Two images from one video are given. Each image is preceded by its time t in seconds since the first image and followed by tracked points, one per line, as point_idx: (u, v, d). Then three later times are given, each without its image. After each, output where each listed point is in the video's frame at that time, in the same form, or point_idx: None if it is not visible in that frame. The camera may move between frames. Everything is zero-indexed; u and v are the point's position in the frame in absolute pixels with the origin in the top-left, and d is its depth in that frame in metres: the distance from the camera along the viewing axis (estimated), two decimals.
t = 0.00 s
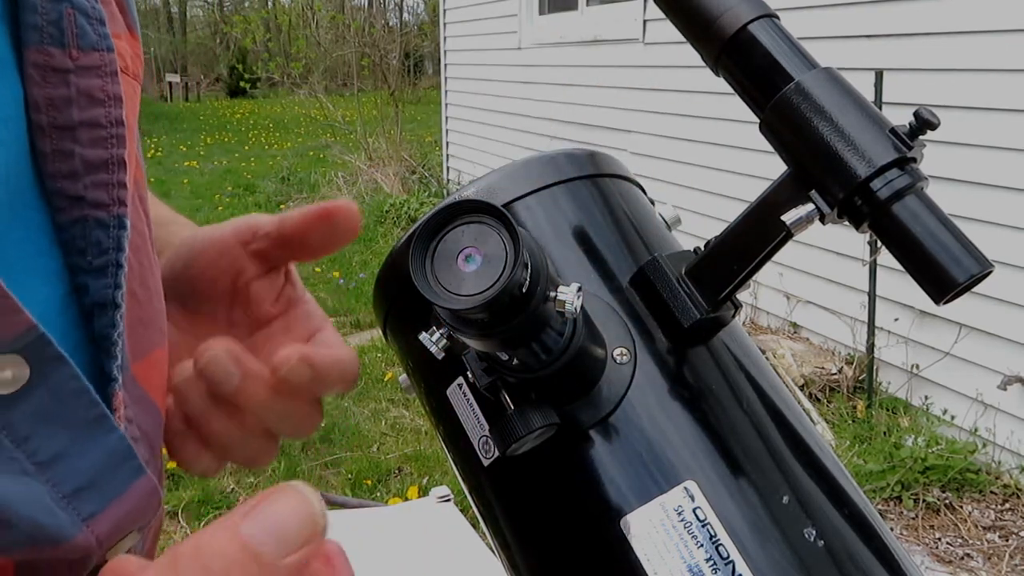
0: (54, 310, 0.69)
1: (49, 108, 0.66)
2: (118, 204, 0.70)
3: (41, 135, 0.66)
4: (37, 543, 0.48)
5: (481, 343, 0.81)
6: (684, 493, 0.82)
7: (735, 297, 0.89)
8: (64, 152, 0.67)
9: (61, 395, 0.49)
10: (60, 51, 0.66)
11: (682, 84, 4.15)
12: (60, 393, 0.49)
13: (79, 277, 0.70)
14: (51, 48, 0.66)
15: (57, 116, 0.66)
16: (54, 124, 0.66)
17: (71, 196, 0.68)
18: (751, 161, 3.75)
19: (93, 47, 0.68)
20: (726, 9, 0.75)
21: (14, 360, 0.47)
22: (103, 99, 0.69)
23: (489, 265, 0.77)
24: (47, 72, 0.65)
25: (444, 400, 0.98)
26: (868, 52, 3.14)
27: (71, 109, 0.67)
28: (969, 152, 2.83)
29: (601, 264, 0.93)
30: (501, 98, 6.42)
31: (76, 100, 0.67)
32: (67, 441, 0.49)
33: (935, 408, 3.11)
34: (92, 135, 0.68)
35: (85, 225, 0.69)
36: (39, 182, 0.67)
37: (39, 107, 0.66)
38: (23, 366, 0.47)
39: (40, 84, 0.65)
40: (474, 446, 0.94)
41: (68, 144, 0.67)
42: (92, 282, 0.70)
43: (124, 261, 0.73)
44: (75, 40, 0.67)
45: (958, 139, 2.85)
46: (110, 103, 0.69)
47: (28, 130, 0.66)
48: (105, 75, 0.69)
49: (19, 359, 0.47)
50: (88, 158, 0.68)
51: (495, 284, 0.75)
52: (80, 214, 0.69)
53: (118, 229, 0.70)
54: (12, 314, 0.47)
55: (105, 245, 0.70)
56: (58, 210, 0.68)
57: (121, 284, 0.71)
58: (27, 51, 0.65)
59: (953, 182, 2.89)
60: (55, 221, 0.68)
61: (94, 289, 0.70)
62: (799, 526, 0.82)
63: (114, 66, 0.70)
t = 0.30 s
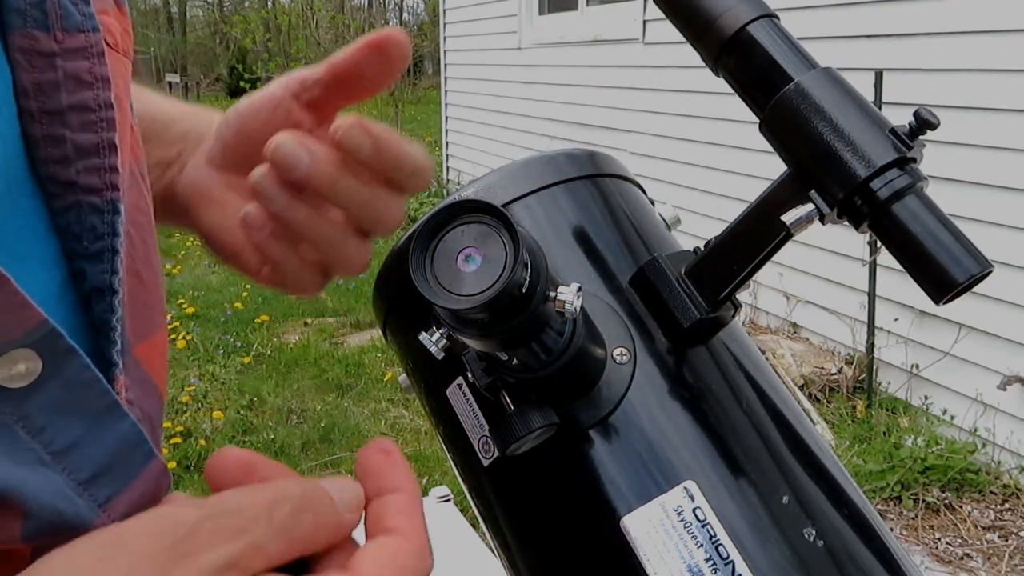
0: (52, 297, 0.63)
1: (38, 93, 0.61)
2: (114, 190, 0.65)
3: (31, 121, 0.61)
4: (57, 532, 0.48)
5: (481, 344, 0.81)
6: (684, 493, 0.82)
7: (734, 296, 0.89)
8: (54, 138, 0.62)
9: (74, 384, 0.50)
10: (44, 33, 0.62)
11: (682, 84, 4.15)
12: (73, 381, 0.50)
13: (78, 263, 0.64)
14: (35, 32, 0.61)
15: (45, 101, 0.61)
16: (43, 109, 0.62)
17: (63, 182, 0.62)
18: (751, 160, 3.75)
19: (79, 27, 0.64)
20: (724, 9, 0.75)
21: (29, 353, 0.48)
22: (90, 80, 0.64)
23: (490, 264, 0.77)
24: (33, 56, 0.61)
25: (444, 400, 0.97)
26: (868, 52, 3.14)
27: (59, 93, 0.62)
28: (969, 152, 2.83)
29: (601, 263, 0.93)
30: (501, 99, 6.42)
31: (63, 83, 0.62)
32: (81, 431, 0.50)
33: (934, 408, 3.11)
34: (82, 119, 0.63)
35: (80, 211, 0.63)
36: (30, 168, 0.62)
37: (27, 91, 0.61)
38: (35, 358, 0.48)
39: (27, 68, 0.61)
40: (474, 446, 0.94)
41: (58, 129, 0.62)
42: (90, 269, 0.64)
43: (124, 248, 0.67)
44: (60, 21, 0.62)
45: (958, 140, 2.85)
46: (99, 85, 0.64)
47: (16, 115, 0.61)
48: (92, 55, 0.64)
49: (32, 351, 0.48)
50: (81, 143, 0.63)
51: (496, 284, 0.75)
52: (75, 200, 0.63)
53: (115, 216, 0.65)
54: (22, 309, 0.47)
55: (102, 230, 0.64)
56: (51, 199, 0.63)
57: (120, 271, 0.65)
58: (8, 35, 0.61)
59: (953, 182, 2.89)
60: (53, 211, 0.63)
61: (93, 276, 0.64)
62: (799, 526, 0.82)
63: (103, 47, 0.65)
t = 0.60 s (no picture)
0: (28, 263, 0.79)
1: (11, 82, 0.74)
2: (90, 181, 0.78)
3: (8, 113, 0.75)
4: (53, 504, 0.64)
5: (481, 344, 0.81)
6: (683, 493, 0.82)
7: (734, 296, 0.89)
8: (30, 128, 0.75)
9: (77, 374, 0.66)
10: (14, 19, 0.73)
11: (682, 84, 4.14)
12: (75, 373, 0.66)
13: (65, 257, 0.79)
14: (3, 18, 0.72)
15: (18, 90, 0.75)
16: (17, 98, 0.75)
17: (43, 173, 0.77)
18: (751, 160, 3.75)
19: (48, 11, 0.74)
20: (723, 10, 0.75)
21: (31, 348, 0.63)
22: (64, 67, 0.76)
23: (490, 265, 0.77)
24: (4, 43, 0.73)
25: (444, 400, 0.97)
26: (867, 52, 3.14)
27: (31, 82, 0.75)
28: (968, 152, 2.83)
29: (601, 264, 0.94)
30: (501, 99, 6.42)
31: (35, 71, 0.75)
32: (85, 420, 0.67)
33: (934, 408, 3.12)
34: (56, 108, 0.76)
35: (62, 202, 0.78)
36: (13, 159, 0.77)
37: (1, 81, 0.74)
38: (39, 351, 0.63)
39: None
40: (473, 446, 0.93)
41: (33, 118, 0.75)
42: (75, 263, 0.79)
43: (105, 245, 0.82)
44: (27, 6, 0.73)
45: (957, 140, 2.85)
46: (72, 71, 0.76)
47: None
48: (64, 41, 0.76)
49: (36, 345, 0.63)
50: (54, 133, 0.76)
51: (495, 284, 0.75)
52: (56, 191, 0.77)
53: (93, 209, 0.78)
54: (26, 302, 0.62)
55: (82, 225, 0.79)
56: (37, 187, 0.77)
57: (102, 266, 0.80)
58: None
59: (953, 182, 2.89)
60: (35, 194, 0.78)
61: (79, 269, 0.80)
62: (798, 526, 0.82)
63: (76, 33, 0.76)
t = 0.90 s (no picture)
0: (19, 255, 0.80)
1: None
2: (75, 175, 0.80)
3: None
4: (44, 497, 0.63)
5: (482, 344, 0.81)
6: (683, 493, 0.82)
7: (734, 295, 0.90)
8: (15, 121, 0.78)
9: (74, 378, 0.67)
10: None
11: (682, 84, 4.14)
12: (71, 377, 0.66)
13: (52, 254, 0.81)
14: None
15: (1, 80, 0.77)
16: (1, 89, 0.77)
17: (29, 167, 0.79)
18: (751, 161, 3.75)
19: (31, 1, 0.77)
20: (722, 11, 0.76)
21: (27, 354, 0.63)
22: (48, 56, 0.78)
23: (489, 267, 0.77)
24: None
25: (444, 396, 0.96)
26: (867, 52, 3.14)
27: (14, 72, 0.77)
28: (967, 152, 2.83)
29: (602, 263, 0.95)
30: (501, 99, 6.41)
31: (17, 61, 0.77)
32: (83, 424, 0.68)
33: (934, 408, 3.12)
34: (41, 100, 0.78)
35: (48, 196, 0.80)
36: None
37: None
38: (33, 357, 0.64)
39: None
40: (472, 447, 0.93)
41: (18, 111, 0.77)
42: (62, 259, 0.81)
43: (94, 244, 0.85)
44: None
45: (956, 139, 2.85)
46: (55, 61, 0.79)
47: None
48: (46, 29, 0.78)
49: (30, 350, 0.64)
50: (39, 126, 0.78)
51: (492, 286, 0.75)
52: (42, 184, 0.80)
53: (80, 204, 0.81)
54: (18, 309, 0.62)
55: (69, 221, 0.80)
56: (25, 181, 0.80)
57: (89, 263, 0.82)
58: None
59: (953, 182, 2.89)
60: (22, 189, 0.80)
61: (67, 266, 0.82)
62: (797, 526, 0.82)
63: (58, 21, 0.79)
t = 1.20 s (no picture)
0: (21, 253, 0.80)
1: None
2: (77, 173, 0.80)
3: None
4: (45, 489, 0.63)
5: (481, 344, 0.81)
6: (683, 493, 0.82)
7: (734, 296, 0.91)
8: (16, 117, 0.77)
9: (78, 374, 0.67)
10: None
11: (682, 84, 4.14)
12: (76, 373, 0.67)
13: (55, 252, 0.81)
14: None
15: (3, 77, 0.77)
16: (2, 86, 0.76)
17: (30, 164, 0.79)
18: (751, 161, 3.75)
19: None
20: (722, 11, 0.76)
21: (31, 350, 0.63)
22: (48, 53, 0.79)
23: (489, 266, 0.77)
24: None
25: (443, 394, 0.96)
26: (867, 52, 3.14)
27: (15, 69, 0.77)
28: (967, 152, 2.83)
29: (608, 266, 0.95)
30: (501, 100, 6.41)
31: (18, 58, 0.77)
32: (87, 420, 0.68)
33: (934, 408, 3.12)
34: (42, 97, 0.78)
35: (50, 194, 0.80)
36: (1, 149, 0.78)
37: None
38: (38, 352, 0.64)
39: None
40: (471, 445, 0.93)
41: (19, 108, 0.77)
42: (65, 257, 0.81)
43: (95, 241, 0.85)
44: None
45: (956, 139, 2.85)
46: (55, 58, 0.79)
47: None
48: (47, 26, 0.78)
49: (34, 346, 0.64)
50: (40, 122, 0.78)
51: (492, 285, 0.75)
52: (43, 182, 0.79)
53: (82, 201, 0.81)
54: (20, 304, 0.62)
55: (71, 218, 0.81)
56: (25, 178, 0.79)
57: (91, 261, 0.82)
58: None
59: (953, 182, 2.89)
60: (22, 188, 0.80)
61: (68, 264, 0.82)
62: (797, 526, 0.82)
63: (58, 18, 0.79)
